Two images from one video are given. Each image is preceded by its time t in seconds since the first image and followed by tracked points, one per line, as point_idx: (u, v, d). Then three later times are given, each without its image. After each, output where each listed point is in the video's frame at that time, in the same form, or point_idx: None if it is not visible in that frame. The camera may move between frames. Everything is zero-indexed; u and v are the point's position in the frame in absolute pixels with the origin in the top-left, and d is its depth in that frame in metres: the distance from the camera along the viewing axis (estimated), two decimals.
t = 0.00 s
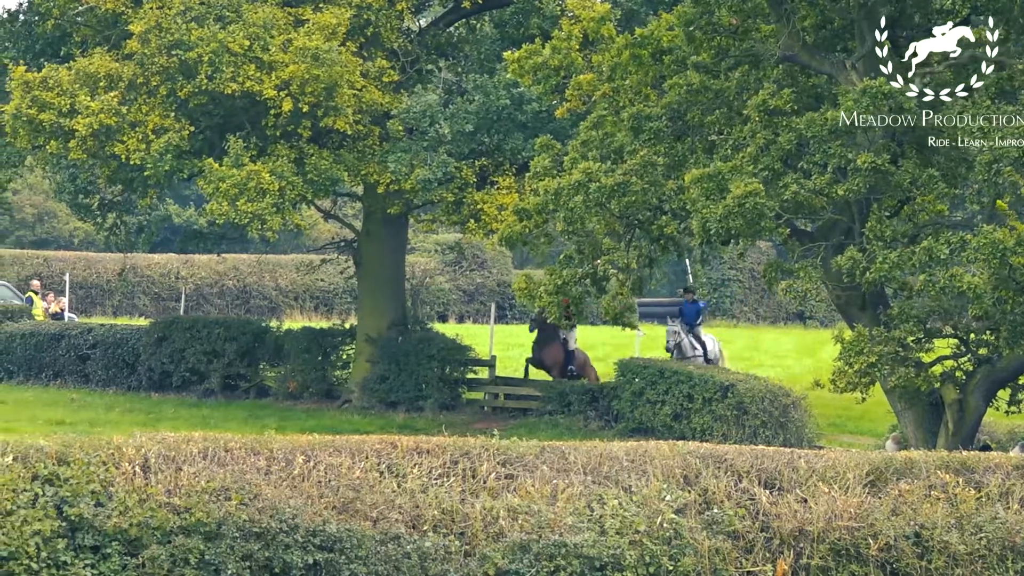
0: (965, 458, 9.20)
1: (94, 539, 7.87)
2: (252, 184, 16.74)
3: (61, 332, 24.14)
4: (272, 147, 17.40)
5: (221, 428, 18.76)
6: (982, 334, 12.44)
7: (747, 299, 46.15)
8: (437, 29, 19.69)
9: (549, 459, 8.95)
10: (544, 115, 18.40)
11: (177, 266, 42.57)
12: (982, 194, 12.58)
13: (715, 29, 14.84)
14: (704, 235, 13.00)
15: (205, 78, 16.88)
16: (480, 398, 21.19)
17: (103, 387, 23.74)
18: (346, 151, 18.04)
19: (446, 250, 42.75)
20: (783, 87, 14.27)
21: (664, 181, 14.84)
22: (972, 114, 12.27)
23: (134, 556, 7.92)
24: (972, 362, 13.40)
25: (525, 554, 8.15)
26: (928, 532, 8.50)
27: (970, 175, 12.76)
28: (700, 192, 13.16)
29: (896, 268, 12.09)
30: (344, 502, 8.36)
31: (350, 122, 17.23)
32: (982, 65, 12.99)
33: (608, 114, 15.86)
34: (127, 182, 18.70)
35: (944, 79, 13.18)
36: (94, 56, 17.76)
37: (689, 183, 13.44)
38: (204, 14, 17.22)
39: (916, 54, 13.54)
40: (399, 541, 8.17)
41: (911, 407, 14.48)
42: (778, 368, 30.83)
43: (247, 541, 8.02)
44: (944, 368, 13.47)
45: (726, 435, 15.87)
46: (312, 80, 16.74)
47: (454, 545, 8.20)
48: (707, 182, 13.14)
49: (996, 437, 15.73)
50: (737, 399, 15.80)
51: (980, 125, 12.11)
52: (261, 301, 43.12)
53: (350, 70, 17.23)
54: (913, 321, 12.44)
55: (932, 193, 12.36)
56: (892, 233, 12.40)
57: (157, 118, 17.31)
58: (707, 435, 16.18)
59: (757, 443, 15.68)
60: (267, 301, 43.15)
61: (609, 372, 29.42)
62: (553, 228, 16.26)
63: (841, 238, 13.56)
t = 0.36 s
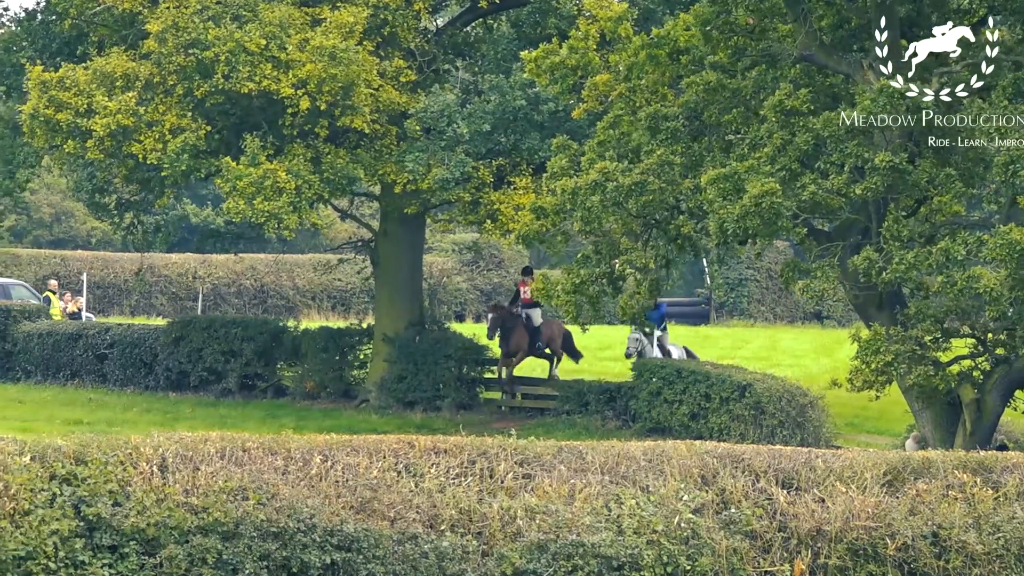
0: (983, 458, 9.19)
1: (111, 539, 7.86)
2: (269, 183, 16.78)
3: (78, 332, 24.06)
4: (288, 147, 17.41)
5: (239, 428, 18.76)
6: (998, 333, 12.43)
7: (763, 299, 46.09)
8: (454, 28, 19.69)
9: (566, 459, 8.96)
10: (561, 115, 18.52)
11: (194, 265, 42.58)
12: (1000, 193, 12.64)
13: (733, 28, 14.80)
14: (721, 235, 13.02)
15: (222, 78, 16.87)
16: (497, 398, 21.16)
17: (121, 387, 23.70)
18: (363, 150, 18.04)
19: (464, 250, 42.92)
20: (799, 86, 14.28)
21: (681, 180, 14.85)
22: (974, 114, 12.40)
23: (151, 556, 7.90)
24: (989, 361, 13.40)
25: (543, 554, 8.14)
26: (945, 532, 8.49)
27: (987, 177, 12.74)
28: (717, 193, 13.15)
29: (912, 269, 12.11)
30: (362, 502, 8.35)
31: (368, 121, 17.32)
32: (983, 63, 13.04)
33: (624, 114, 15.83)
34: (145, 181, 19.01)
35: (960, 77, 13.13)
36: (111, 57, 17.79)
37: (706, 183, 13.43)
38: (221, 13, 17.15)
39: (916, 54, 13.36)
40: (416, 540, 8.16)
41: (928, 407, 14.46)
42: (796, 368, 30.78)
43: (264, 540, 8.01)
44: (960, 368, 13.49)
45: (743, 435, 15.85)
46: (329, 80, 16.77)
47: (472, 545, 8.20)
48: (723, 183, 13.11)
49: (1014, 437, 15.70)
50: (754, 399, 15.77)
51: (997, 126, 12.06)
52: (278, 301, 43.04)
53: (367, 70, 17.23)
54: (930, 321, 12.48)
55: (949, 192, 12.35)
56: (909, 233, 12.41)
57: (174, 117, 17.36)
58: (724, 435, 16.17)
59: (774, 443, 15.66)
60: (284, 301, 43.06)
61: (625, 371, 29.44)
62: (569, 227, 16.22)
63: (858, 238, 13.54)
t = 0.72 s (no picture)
0: (994, 458, 9.20)
1: (122, 538, 7.85)
2: (279, 183, 16.82)
3: (90, 332, 24.03)
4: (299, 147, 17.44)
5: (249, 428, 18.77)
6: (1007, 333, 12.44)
7: (774, 299, 45.99)
8: (466, 28, 19.62)
9: (578, 459, 8.95)
10: (573, 116, 18.39)
11: (206, 266, 42.59)
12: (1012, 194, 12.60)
13: (744, 29, 14.90)
14: (733, 235, 13.06)
15: (233, 77, 16.96)
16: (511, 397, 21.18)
17: (132, 387, 23.71)
18: (375, 150, 18.04)
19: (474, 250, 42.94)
20: (811, 87, 14.26)
21: (692, 181, 14.84)
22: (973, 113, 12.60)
23: (163, 556, 7.90)
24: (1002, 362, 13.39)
25: (554, 554, 8.14)
26: (956, 532, 8.50)
27: (998, 176, 12.81)
28: (728, 192, 13.20)
29: (923, 269, 12.15)
30: (373, 502, 8.35)
31: (378, 121, 17.33)
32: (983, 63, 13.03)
33: (636, 114, 15.83)
34: (157, 181, 18.96)
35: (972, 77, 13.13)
36: (122, 57, 17.80)
37: (717, 182, 13.45)
38: (232, 13, 17.24)
39: (916, 54, 13.38)
40: (427, 540, 8.17)
41: (940, 407, 14.48)
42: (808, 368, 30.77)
43: (275, 540, 8.01)
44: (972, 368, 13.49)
45: (754, 435, 15.83)
46: (340, 80, 16.77)
47: (483, 545, 8.20)
48: (735, 182, 13.15)
49: None
50: (765, 399, 15.74)
51: (1009, 125, 12.13)
52: (290, 301, 43.03)
53: (379, 70, 17.24)
54: (941, 321, 12.50)
55: (960, 192, 12.34)
56: (921, 232, 12.40)
57: (185, 117, 17.41)
58: (735, 435, 16.16)
59: (785, 443, 15.63)
60: (296, 301, 43.06)
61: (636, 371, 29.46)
62: (581, 227, 16.21)
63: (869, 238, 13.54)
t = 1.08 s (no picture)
0: (1005, 458, 9.20)
1: (133, 539, 7.87)
2: (287, 185, 16.81)
3: (99, 333, 24.02)
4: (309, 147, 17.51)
5: (258, 429, 18.81)
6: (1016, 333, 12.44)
7: (784, 300, 45.87)
8: (476, 29, 19.66)
9: (587, 460, 8.94)
10: (583, 116, 18.13)
11: (215, 266, 42.65)
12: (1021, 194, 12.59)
13: (753, 29, 14.91)
14: (742, 236, 13.03)
15: (242, 79, 16.85)
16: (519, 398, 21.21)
17: (141, 387, 23.73)
18: (384, 150, 18.07)
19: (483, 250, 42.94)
20: (821, 87, 14.30)
21: (701, 181, 14.86)
22: (974, 114, 12.64)
23: (173, 556, 7.93)
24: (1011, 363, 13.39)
25: (564, 554, 8.13)
26: (966, 533, 8.50)
27: (1008, 176, 12.78)
28: (737, 193, 13.20)
29: (933, 269, 12.07)
30: (382, 502, 8.36)
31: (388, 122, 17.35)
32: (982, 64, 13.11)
33: (645, 114, 15.78)
34: (167, 181, 19.00)
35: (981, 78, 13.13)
36: (131, 58, 17.83)
37: (727, 183, 13.46)
38: (241, 14, 17.16)
39: (916, 54, 13.55)
40: (437, 541, 8.16)
41: (950, 407, 14.52)
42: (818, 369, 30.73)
43: (285, 541, 8.01)
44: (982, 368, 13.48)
45: (764, 436, 15.81)
46: (350, 80, 16.82)
47: (493, 545, 8.19)
48: (745, 183, 13.17)
49: None
50: (775, 400, 15.72)
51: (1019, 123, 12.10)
52: (300, 301, 43.16)
53: (388, 70, 17.28)
54: (950, 321, 12.50)
55: (971, 192, 12.40)
56: (930, 233, 12.39)
57: (194, 118, 17.44)
58: (744, 435, 16.15)
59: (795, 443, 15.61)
60: (307, 301, 43.17)
61: (645, 371, 29.53)
62: (591, 228, 16.21)
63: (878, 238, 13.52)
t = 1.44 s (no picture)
0: (1011, 459, 9.20)
1: (138, 539, 7.86)
2: (293, 185, 16.81)
3: (105, 333, 24.01)
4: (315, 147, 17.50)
5: (264, 429, 18.81)
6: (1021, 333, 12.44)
7: (789, 299, 45.84)
8: (482, 29, 19.68)
9: (593, 460, 8.94)
10: (588, 115, 18.33)
11: (220, 266, 42.65)
12: None
13: (759, 29, 14.80)
14: (748, 236, 13.02)
15: (248, 80, 16.90)
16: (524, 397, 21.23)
17: (148, 387, 23.73)
18: (390, 150, 18.08)
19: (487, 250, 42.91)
20: (826, 87, 14.29)
21: (707, 181, 14.85)
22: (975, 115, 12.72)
23: (179, 556, 7.90)
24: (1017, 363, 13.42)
25: (570, 554, 8.13)
26: (971, 533, 8.51)
27: (1015, 175, 12.76)
28: (744, 193, 13.20)
29: (938, 268, 12.08)
30: (388, 502, 8.36)
31: (394, 122, 17.35)
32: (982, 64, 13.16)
33: (651, 115, 15.81)
34: (172, 182, 18.99)
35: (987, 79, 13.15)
36: (138, 58, 17.83)
37: (732, 183, 13.47)
38: (247, 15, 17.14)
39: (916, 54, 13.56)
40: (443, 541, 8.16)
41: (955, 407, 14.53)
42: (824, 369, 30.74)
43: (291, 541, 8.00)
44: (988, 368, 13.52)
45: (770, 436, 15.81)
46: (355, 80, 16.81)
47: (498, 545, 8.19)
48: (751, 183, 13.16)
49: None
50: (780, 400, 15.70)
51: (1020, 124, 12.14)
52: (305, 301, 43.11)
53: (393, 71, 17.28)
54: (956, 321, 12.51)
55: (976, 192, 12.43)
56: (935, 233, 12.37)
57: (200, 119, 17.43)
58: (750, 435, 16.14)
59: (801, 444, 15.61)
60: (312, 301, 43.14)
61: (650, 371, 29.52)
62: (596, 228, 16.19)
63: (884, 239, 13.53)
